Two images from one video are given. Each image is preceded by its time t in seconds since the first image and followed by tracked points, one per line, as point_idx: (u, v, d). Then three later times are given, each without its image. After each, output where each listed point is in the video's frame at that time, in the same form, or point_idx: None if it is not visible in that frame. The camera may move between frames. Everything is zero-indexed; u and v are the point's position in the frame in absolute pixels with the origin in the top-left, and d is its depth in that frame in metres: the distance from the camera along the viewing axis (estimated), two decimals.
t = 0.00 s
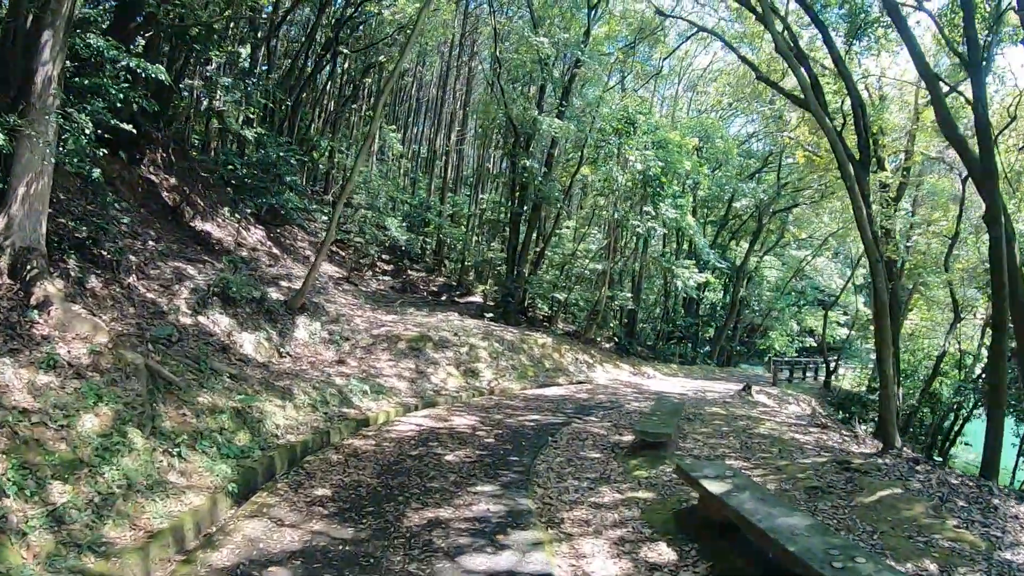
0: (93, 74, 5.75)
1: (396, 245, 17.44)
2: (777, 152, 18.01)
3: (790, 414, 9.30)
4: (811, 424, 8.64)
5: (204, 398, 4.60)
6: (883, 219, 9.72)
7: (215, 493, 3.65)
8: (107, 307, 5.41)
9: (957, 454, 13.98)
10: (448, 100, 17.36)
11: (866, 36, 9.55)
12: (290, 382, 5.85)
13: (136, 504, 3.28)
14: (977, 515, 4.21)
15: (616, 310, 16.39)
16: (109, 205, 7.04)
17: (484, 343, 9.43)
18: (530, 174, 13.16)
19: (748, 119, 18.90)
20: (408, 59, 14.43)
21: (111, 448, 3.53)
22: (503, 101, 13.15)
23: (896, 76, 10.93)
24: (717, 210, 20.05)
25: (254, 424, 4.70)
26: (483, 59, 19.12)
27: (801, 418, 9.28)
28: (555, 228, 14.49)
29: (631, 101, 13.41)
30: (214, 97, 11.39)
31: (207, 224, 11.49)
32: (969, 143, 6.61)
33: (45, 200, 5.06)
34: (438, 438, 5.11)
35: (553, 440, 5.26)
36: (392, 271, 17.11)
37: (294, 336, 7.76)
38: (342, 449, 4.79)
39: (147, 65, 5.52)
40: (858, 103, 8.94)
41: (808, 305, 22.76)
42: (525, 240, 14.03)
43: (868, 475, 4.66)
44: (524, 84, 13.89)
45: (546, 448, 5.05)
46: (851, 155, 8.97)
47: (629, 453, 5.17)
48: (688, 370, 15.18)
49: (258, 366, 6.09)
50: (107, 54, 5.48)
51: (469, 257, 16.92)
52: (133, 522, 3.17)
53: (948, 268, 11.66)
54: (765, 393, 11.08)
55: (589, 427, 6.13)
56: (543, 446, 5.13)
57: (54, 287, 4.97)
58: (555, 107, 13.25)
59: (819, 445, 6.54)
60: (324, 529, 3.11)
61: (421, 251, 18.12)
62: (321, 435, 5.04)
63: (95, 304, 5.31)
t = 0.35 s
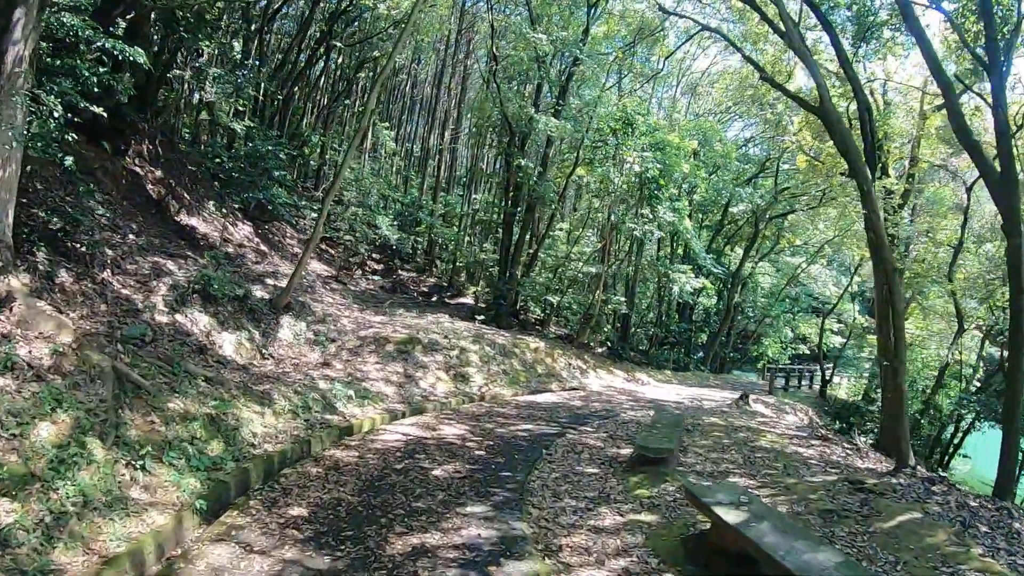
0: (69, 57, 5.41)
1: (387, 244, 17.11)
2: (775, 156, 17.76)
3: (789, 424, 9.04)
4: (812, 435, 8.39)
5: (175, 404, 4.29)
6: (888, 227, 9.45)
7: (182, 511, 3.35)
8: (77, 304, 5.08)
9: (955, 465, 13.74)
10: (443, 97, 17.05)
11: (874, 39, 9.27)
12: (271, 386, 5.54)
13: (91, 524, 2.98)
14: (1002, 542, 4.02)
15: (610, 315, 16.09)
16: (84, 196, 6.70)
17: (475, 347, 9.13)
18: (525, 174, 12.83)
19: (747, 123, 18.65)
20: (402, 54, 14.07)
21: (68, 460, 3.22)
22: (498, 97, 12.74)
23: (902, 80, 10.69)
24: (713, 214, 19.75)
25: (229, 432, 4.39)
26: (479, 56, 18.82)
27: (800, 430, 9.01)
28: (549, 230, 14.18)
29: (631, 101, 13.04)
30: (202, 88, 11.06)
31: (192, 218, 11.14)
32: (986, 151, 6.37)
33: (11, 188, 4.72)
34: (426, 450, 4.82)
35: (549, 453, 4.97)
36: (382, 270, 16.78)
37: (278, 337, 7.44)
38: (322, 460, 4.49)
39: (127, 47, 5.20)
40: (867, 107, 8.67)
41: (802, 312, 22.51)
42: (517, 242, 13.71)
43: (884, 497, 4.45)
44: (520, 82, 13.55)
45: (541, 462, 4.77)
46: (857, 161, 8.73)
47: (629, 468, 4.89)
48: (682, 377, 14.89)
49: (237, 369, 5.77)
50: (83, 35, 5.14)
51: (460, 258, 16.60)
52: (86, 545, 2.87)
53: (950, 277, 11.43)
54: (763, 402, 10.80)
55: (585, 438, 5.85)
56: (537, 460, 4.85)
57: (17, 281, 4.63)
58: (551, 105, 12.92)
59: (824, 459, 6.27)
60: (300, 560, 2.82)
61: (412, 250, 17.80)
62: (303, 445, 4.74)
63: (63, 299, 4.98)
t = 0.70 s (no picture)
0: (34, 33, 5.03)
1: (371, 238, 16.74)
2: (766, 150, 17.51)
3: (787, 422, 8.79)
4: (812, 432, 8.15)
5: (142, 406, 3.94)
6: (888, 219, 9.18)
7: (146, 528, 3.02)
8: (38, 298, 4.71)
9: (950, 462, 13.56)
10: (429, 89, 16.70)
11: (875, 27, 8.99)
12: (248, 385, 5.20)
13: (40, 545, 2.64)
14: None
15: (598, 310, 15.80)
16: (51, 184, 6.32)
17: (462, 343, 8.81)
18: (513, 166, 12.47)
19: (738, 117, 18.39)
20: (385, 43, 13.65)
21: (17, 470, 2.86)
22: (486, 87, 12.37)
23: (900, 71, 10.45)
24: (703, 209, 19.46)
25: (203, 437, 4.07)
26: (466, 48, 18.45)
27: (798, 428, 8.76)
28: (537, 224, 13.86)
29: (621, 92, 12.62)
30: (181, 77, 10.69)
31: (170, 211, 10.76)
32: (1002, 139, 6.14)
33: None
34: (413, 454, 4.51)
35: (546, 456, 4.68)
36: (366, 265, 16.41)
37: (257, 333, 7.10)
38: (302, 467, 4.17)
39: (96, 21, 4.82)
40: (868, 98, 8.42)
41: (790, 308, 22.30)
42: (505, 236, 13.38)
43: (905, 500, 4.26)
44: (509, 73, 13.18)
45: (538, 466, 4.48)
46: (857, 153, 8.50)
47: (630, 471, 4.60)
48: (672, 374, 14.63)
49: (213, 367, 5.43)
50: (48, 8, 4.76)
51: (446, 253, 16.26)
52: (34, 569, 2.53)
53: (946, 272, 11.22)
54: (757, 399, 10.54)
55: (582, 439, 5.55)
56: (534, 464, 4.55)
57: None
58: (539, 95, 12.59)
59: (829, 459, 6.02)
60: None
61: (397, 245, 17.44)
62: (284, 450, 4.43)
63: (22, 293, 4.61)
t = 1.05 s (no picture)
0: None
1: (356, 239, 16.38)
2: (757, 147, 17.28)
3: (787, 423, 8.51)
4: (814, 434, 7.86)
5: (107, 425, 3.60)
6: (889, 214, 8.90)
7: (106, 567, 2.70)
8: None
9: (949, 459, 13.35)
10: (414, 86, 16.36)
11: (875, 18, 8.73)
12: (224, 397, 4.86)
13: None
14: None
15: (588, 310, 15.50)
16: (15, 185, 5.95)
17: (451, 347, 8.48)
18: (500, 165, 12.11)
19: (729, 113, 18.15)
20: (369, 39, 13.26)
21: None
22: (472, 83, 12.01)
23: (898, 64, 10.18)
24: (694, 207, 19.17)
25: (174, 457, 3.74)
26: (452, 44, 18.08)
27: (799, 430, 8.48)
28: (525, 223, 13.55)
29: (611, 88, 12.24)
30: (157, 75, 10.33)
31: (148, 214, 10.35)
32: None
33: None
34: (403, 471, 4.19)
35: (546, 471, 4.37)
36: (351, 267, 16.07)
37: (236, 340, 6.76)
38: (283, 488, 3.85)
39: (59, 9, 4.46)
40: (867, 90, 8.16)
41: (781, 306, 22.07)
42: (492, 236, 13.04)
43: (931, 511, 4.01)
44: (496, 69, 12.82)
45: (537, 482, 4.17)
46: (857, 148, 8.25)
47: (636, 485, 4.29)
48: (665, 375, 14.32)
49: (187, 379, 5.08)
50: None
51: (432, 254, 15.91)
52: None
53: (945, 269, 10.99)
54: (754, 400, 10.27)
55: (581, 449, 5.25)
56: (533, 479, 4.24)
57: None
58: (527, 91, 12.29)
59: (839, 464, 5.74)
60: None
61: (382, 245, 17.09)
62: (263, 469, 4.11)
63: None
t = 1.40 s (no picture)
0: None
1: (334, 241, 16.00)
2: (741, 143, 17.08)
3: (783, 422, 8.23)
4: (813, 433, 7.59)
5: (59, 445, 3.26)
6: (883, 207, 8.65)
7: None
8: None
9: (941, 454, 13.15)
10: (392, 84, 16.02)
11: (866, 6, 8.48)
12: (193, 411, 4.51)
13: None
14: None
15: (573, 310, 15.19)
16: None
17: (434, 351, 8.14)
18: (481, 163, 11.78)
19: (712, 109, 17.93)
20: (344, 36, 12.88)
21: None
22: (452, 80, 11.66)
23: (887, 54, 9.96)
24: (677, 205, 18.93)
25: (135, 479, 3.40)
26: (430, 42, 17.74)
27: (796, 430, 8.22)
28: (508, 221, 13.24)
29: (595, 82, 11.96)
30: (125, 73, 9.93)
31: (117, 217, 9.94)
32: None
33: None
34: (387, 488, 3.89)
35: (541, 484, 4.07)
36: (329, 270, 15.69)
37: (207, 348, 6.39)
38: (257, 511, 3.53)
39: None
40: (860, 79, 7.92)
41: (765, 304, 21.87)
42: (474, 236, 12.70)
43: (957, 516, 3.75)
44: (475, 65, 12.50)
45: (532, 499, 3.87)
46: (850, 140, 8.01)
47: (642, 499, 3.96)
48: (652, 376, 14.05)
49: (152, 392, 4.73)
50: None
51: (413, 255, 15.56)
52: None
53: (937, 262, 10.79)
54: (746, 399, 10.00)
55: (576, 458, 4.93)
56: (528, 495, 3.94)
57: None
58: (507, 87, 12.00)
59: (845, 466, 5.47)
60: None
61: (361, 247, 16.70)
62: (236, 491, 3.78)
63: None
